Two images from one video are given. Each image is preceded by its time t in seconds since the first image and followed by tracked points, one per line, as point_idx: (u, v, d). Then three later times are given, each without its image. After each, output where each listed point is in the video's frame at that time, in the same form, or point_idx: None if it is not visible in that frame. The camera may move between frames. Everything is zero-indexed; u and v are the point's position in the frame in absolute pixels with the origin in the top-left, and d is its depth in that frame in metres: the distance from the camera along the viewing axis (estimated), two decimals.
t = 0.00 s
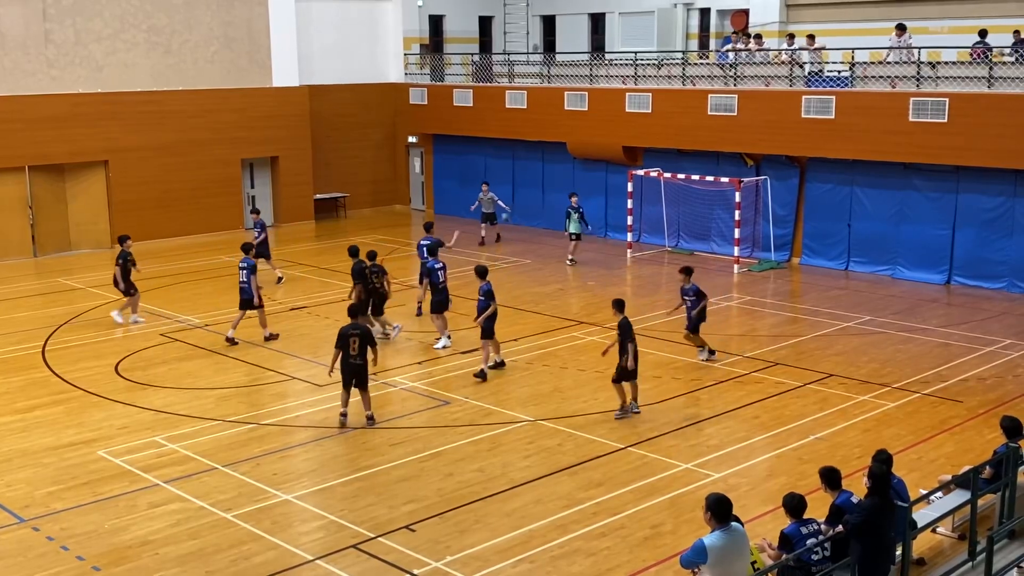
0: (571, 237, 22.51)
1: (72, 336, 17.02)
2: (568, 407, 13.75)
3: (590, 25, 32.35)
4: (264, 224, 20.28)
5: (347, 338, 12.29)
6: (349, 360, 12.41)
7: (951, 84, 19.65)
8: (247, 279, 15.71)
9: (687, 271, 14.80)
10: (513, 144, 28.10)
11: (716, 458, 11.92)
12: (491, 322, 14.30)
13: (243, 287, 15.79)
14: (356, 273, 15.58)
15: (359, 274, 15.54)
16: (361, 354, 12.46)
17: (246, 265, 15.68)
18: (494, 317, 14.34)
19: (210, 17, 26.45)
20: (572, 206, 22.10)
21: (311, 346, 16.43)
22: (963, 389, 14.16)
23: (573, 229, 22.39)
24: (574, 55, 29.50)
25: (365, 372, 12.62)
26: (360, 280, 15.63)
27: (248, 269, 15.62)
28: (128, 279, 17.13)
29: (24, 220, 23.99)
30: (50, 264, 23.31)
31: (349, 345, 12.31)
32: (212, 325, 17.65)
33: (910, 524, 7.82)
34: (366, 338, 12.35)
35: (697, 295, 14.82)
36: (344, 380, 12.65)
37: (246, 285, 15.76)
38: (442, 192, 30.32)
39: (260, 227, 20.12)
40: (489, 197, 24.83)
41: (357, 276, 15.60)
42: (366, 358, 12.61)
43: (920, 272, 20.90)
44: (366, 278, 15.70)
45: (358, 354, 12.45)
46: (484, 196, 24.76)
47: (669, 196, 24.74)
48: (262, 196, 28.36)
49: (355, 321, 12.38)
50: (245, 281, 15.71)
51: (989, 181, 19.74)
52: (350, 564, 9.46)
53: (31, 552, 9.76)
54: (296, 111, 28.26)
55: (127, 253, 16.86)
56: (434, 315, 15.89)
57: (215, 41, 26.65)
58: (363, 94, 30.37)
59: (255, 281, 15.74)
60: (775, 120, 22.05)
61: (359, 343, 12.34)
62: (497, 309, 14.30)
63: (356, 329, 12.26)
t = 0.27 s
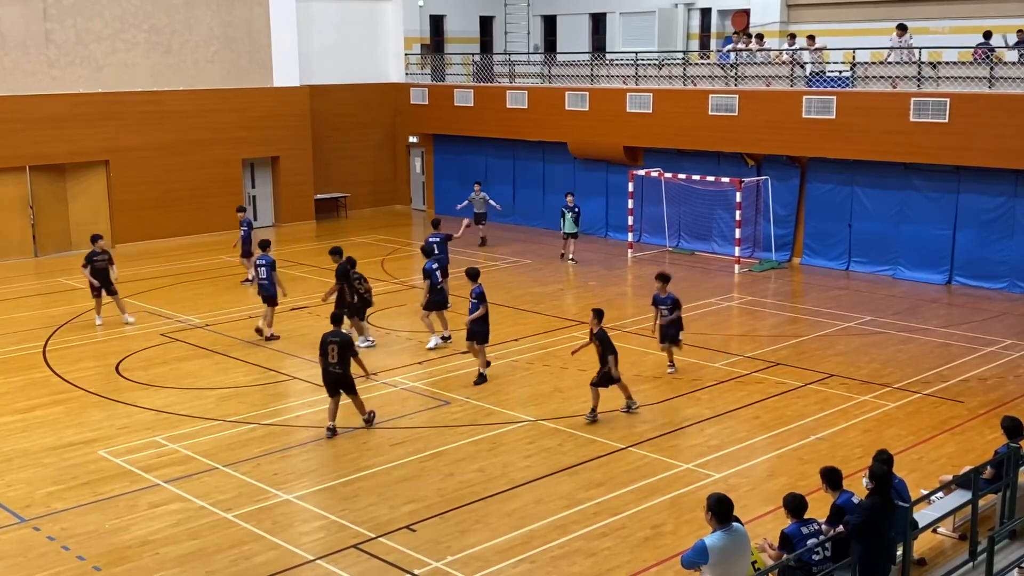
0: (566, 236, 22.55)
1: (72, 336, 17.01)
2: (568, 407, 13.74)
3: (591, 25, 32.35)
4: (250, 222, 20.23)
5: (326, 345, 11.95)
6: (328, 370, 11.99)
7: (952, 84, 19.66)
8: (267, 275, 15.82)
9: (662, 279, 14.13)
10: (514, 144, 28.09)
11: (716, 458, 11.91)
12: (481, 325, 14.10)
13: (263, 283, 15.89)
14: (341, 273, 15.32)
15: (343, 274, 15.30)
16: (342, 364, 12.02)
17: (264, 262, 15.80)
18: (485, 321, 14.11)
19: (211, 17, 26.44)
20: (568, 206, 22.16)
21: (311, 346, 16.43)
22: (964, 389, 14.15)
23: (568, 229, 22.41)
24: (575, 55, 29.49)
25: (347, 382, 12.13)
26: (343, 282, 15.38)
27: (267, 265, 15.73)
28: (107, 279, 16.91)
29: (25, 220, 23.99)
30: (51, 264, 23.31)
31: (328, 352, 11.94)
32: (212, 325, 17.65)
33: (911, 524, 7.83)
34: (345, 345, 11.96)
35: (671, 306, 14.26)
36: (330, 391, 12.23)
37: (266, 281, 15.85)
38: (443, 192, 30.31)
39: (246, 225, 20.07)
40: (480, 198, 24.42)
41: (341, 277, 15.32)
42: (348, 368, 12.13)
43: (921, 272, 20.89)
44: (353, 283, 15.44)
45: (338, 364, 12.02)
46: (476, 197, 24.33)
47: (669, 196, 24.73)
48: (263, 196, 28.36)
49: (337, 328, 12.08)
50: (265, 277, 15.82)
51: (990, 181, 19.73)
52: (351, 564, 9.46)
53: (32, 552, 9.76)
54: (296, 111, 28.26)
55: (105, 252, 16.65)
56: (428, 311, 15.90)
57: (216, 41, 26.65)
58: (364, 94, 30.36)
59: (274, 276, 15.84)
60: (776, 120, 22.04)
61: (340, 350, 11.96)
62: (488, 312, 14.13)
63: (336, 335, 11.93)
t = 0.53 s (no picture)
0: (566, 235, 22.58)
1: (74, 336, 17.01)
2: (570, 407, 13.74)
3: (593, 25, 32.32)
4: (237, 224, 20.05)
5: (309, 348, 11.47)
6: (314, 371, 11.57)
7: (954, 84, 19.66)
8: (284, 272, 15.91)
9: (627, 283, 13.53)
10: (516, 144, 28.10)
11: (718, 458, 11.91)
12: (471, 333, 13.71)
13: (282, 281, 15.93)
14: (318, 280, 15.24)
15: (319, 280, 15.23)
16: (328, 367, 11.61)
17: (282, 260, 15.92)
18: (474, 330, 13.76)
19: (213, 17, 26.46)
20: (569, 205, 22.18)
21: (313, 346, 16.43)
22: (966, 389, 14.15)
23: (568, 228, 22.43)
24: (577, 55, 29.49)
25: (333, 385, 11.72)
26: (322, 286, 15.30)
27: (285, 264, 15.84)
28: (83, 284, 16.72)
29: (27, 220, 24.01)
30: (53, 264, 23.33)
31: (312, 355, 11.46)
32: (214, 325, 17.66)
33: (913, 524, 7.82)
34: (330, 348, 11.48)
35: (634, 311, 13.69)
36: (313, 395, 11.79)
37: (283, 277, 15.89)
38: (445, 192, 30.33)
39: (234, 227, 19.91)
40: (473, 201, 23.97)
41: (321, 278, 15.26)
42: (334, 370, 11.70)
43: (923, 273, 20.89)
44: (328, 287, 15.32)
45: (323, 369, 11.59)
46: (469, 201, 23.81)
47: (671, 197, 24.74)
48: (265, 196, 28.37)
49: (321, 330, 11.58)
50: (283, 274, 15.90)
51: (992, 181, 19.72)
52: (353, 564, 9.46)
53: (34, 552, 9.77)
54: (299, 111, 28.28)
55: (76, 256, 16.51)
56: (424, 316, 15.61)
57: (218, 40, 26.67)
58: (366, 94, 30.37)
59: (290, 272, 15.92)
60: (778, 120, 22.03)
61: (325, 353, 11.48)
62: (477, 319, 13.78)
63: (320, 338, 11.44)
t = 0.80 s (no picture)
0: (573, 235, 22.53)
1: (77, 336, 17.02)
2: (573, 407, 13.74)
3: (597, 25, 32.31)
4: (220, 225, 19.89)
5: (281, 368, 11.07)
6: (288, 390, 11.22)
7: (958, 85, 19.65)
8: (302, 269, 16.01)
9: (590, 287, 12.99)
10: (519, 145, 28.10)
11: (722, 459, 11.90)
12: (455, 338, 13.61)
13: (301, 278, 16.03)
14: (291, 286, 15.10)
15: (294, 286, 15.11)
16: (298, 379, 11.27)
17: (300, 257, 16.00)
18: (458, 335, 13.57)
19: (217, 18, 26.50)
20: (579, 206, 22.15)
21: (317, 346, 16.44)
22: (970, 390, 14.13)
23: (575, 229, 22.42)
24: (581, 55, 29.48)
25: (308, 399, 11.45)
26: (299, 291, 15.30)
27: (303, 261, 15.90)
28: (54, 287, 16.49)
29: (31, 220, 24.04)
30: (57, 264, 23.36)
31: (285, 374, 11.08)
32: (218, 325, 17.67)
33: (917, 525, 7.82)
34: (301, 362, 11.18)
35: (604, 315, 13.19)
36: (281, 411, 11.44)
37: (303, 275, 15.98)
38: (449, 193, 30.35)
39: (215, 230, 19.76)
40: (465, 204, 23.46)
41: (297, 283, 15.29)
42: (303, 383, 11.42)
43: (927, 273, 20.87)
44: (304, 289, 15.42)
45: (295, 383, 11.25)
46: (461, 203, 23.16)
47: (675, 197, 24.73)
48: (269, 196, 28.39)
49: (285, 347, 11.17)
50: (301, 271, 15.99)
51: (996, 181, 19.69)
52: (356, 564, 9.46)
53: (38, 551, 9.78)
54: (302, 111, 28.30)
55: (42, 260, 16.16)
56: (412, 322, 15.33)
57: (222, 41, 26.70)
58: (369, 94, 30.38)
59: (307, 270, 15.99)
60: (781, 120, 22.01)
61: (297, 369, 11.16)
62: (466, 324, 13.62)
63: (290, 354, 11.08)
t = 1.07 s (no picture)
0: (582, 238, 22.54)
1: (82, 335, 17.05)
2: (578, 408, 13.74)
3: (602, 25, 32.34)
4: (200, 230, 19.71)
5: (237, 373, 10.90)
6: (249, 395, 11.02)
7: (964, 85, 19.64)
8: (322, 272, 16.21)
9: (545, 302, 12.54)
10: (524, 145, 28.11)
11: (727, 459, 11.89)
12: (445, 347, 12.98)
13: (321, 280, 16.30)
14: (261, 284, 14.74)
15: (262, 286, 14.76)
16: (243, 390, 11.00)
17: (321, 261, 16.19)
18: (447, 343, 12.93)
19: (223, 18, 26.53)
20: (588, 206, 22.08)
21: (322, 346, 16.45)
22: (975, 391, 14.11)
23: (584, 231, 22.40)
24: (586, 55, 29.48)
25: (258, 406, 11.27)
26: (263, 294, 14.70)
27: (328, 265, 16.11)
28: (9, 291, 16.20)
29: (37, 220, 24.09)
30: (63, 264, 23.41)
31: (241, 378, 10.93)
32: (223, 324, 17.69)
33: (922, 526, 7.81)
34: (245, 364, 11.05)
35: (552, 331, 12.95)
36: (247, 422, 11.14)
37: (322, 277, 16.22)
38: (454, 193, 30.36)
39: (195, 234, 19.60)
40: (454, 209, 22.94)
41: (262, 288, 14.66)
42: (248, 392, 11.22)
43: (933, 274, 20.84)
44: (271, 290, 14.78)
45: (244, 395, 10.99)
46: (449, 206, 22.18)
47: (680, 197, 24.71)
48: (274, 196, 28.42)
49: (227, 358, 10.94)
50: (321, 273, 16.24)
51: (1002, 182, 19.65)
52: (360, 564, 9.47)
53: (43, 550, 9.81)
54: (308, 111, 28.33)
55: None
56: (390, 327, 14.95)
57: (228, 41, 26.74)
58: (374, 94, 30.39)
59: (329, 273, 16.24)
60: (787, 120, 21.99)
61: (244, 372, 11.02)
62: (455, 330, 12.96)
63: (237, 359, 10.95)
